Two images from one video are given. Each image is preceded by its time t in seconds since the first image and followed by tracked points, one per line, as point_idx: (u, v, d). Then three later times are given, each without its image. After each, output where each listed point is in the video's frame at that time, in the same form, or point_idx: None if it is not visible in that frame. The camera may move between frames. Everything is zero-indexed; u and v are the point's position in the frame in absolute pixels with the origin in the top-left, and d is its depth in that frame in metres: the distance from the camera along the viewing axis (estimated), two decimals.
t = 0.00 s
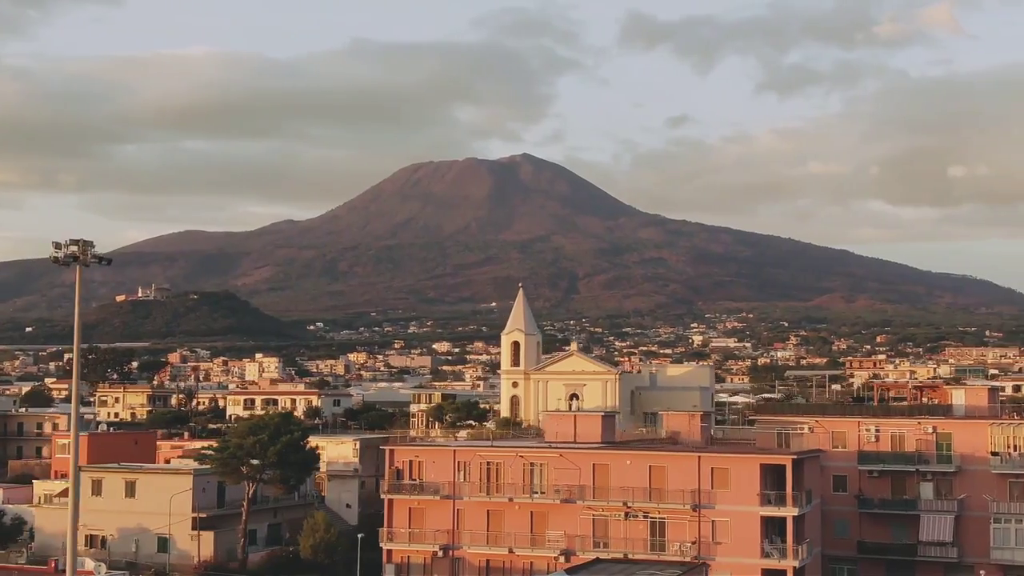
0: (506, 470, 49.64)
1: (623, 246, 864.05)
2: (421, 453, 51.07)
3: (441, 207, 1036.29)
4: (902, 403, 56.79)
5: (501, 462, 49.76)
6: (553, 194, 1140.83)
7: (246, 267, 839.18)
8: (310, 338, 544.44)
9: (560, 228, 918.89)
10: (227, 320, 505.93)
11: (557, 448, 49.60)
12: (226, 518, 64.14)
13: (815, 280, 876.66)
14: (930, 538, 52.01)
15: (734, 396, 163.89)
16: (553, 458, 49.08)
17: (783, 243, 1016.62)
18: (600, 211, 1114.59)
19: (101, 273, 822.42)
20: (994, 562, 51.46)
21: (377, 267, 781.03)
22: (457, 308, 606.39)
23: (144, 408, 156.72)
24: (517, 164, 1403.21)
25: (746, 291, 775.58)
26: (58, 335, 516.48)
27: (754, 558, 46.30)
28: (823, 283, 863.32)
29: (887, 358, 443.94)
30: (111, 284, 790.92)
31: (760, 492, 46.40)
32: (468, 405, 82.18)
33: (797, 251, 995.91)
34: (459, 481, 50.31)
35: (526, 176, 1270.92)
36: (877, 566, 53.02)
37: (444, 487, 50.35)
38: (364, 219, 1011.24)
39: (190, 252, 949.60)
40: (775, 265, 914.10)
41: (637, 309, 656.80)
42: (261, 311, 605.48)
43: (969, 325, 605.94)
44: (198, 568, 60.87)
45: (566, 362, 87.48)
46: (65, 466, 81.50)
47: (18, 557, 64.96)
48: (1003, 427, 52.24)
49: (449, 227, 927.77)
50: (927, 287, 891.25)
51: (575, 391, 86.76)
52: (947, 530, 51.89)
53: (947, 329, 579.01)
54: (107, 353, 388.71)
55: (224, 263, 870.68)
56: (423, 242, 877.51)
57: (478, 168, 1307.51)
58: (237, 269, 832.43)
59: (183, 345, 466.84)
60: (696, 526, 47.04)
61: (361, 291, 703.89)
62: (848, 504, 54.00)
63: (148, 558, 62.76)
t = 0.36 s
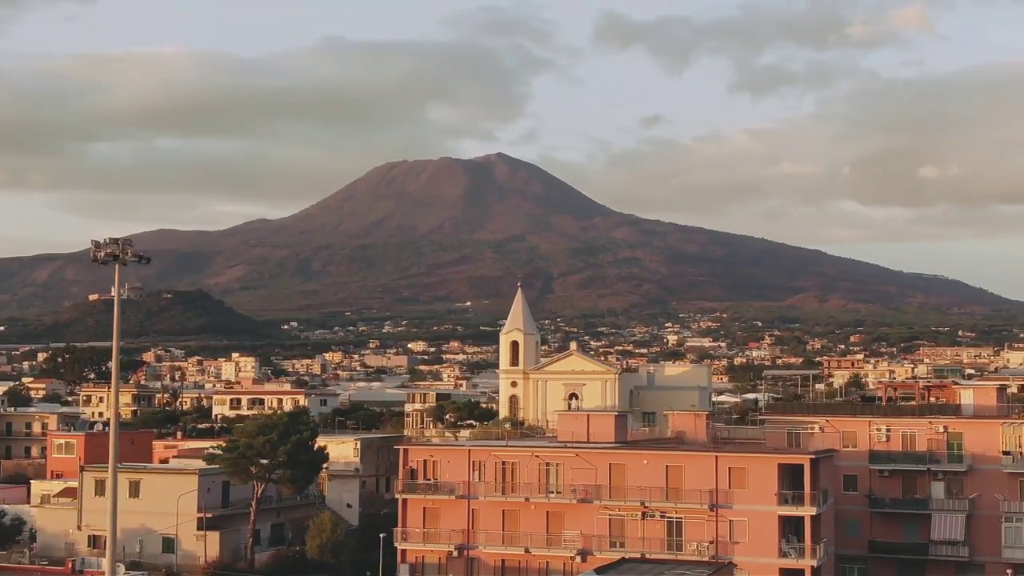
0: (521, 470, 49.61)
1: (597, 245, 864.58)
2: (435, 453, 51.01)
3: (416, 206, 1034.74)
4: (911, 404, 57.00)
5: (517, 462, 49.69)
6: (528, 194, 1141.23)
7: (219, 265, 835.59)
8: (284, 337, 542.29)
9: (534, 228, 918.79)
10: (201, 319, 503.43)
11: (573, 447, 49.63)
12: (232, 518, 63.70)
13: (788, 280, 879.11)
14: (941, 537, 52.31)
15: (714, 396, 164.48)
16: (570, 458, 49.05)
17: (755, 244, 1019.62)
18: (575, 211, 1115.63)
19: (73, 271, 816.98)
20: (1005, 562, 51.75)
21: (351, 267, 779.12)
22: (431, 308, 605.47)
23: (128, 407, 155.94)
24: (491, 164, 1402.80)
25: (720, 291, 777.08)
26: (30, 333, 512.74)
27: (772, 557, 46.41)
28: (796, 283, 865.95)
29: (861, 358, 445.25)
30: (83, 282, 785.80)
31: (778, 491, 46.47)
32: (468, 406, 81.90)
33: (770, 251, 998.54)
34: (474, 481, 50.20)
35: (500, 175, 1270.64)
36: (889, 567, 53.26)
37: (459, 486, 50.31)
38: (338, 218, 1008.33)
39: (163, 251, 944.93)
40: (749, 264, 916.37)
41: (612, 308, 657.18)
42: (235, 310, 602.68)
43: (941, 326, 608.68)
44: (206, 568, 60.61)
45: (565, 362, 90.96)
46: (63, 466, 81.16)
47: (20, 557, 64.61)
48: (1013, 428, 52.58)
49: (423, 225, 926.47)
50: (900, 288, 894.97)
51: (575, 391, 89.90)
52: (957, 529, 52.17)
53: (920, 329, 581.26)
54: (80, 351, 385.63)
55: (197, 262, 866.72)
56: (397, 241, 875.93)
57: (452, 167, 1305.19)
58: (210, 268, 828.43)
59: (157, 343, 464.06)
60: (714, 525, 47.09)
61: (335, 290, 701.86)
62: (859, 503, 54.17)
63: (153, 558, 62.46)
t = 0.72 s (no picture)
0: (539, 470, 49.54)
1: (569, 245, 864.62)
2: (452, 452, 50.92)
3: (388, 205, 1032.36)
4: (920, 403, 57.26)
5: (534, 462, 49.65)
6: (500, 193, 1140.61)
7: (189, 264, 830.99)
8: (256, 337, 539.52)
9: (506, 227, 917.99)
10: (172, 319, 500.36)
11: (591, 446, 49.57)
12: (239, 518, 63.55)
13: (759, 280, 881.38)
14: (955, 536, 52.58)
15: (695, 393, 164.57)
16: (589, 456, 49.01)
17: (726, 244, 1021.65)
18: (547, 210, 1115.62)
19: (42, 270, 811.14)
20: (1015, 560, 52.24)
21: (322, 266, 776.50)
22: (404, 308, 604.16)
23: (112, 407, 154.97)
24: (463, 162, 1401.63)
25: (691, 291, 778.30)
26: None
27: (793, 556, 46.44)
28: (767, 282, 868.21)
29: (833, 357, 445.96)
30: (53, 282, 780.34)
31: (798, 491, 46.58)
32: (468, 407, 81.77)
33: (742, 250, 1000.66)
34: (491, 480, 50.16)
35: (472, 174, 1269.28)
36: (901, 566, 53.44)
37: (476, 486, 50.22)
38: (310, 217, 1004.76)
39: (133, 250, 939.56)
40: (720, 264, 918.14)
41: (584, 308, 657.05)
42: (206, 310, 599.28)
43: (911, 325, 611.43)
44: (215, 568, 60.38)
45: (564, 362, 93.85)
46: (59, 466, 80.69)
47: (23, 558, 64.21)
48: None
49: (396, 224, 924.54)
50: (869, 287, 898.78)
51: (575, 391, 93.03)
52: (971, 527, 52.47)
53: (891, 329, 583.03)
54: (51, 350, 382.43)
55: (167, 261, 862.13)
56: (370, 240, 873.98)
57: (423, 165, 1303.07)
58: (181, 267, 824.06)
59: (129, 343, 461.01)
60: (735, 525, 47.06)
61: (306, 290, 699.39)
62: (872, 502, 54.35)
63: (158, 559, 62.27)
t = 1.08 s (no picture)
0: (558, 468, 49.53)
1: (539, 245, 864.81)
2: (468, 452, 50.93)
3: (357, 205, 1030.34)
4: (932, 402, 57.56)
5: (553, 461, 49.65)
6: (469, 193, 1140.39)
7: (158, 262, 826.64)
8: (226, 337, 537.14)
9: (476, 226, 917.82)
10: (142, 319, 497.66)
11: (607, 446, 49.65)
12: (245, 518, 63.20)
13: (728, 280, 883.33)
14: (966, 534, 53.01)
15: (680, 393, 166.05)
16: (607, 456, 49.07)
17: (695, 244, 1024.01)
18: (516, 210, 1115.91)
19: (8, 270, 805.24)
20: None
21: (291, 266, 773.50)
22: (374, 308, 603.01)
23: (93, 407, 154.23)
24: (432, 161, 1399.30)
25: (661, 291, 779.35)
26: None
27: (813, 554, 46.54)
28: (736, 282, 870.36)
29: (802, 356, 447.17)
30: (19, 281, 774.96)
31: (817, 490, 46.71)
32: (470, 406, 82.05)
33: (710, 251, 1003.04)
34: (509, 480, 50.12)
35: (442, 173, 1268.44)
36: (912, 565, 53.67)
37: (494, 486, 50.14)
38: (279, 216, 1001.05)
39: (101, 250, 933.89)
40: (689, 264, 920.17)
41: (554, 309, 657.51)
42: (175, 310, 596.10)
43: (878, 325, 614.02)
44: (224, 568, 60.01)
45: (564, 361, 99.98)
46: (54, 467, 80.27)
47: (27, 559, 63.71)
48: None
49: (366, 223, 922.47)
50: (837, 288, 902.27)
51: (573, 391, 99.27)
52: (985, 525, 52.81)
53: (860, 329, 585.29)
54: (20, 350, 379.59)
55: (136, 260, 857.40)
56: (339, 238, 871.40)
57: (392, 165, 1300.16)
58: (149, 265, 819.74)
59: (97, 343, 458.12)
60: (754, 522, 47.15)
61: (275, 290, 697.03)
62: (884, 501, 54.56)
63: (165, 560, 61.83)
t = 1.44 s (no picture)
0: (573, 468, 49.59)
1: (510, 244, 864.36)
2: (484, 452, 50.89)
3: (329, 203, 1027.24)
4: (939, 402, 57.92)
5: (570, 461, 49.67)
6: (441, 192, 1139.22)
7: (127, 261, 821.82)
8: (197, 337, 534.30)
9: (447, 225, 916.58)
10: (112, 319, 494.37)
11: (623, 445, 49.73)
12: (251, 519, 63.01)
13: (699, 280, 885.26)
14: (977, 532, 53.26)
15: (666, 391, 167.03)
16: (623, 456, 49.16)
17: (666, 244, 1026.08)
18: (487, 209, 1115.45)
19: None
20: None
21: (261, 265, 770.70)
22: (346, 308, 601.31)
23: (77, 407, 153.74)
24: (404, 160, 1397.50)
25: (632, 291, 779.69)
26: None
27: (831, 552, 46.68)
28: (707, 282, 871.97)
29: (774, 356, 448.36)
30: None
31: (836, 489, 46.81)
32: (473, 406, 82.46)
33: (681, 251, 1005.07)
34: (525, 480, 50.15)
35: (413, 173, 1267.11)
36: (923, 564, 54.01)
37: (510, 486, 50.15)
38: (250, 215, 997.46)
39: (70, 250, 928.04)
40: (660, 264, 921.82)
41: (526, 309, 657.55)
42: (146, 310, 592.65)
43: (848, 325, 615.79)
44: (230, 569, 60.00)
45: (563, 361, 106.09)
46: (50, 467, 79.90)
47: (31, 559, 63.26)
48: None
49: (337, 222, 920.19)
50: (807, 287, 905.07)
51: (572, 390, 105.81)
52: (995, 524, 53.11)
53: (831, 329, 586.99)
54: None
55: (105, 260, 852.38)
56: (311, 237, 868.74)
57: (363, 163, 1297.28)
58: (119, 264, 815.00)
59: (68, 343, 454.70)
60: (770, 523, 47.30)
61: (247, 290, 694.46)
62: (895, 500, 54.80)
63: (170, 560, 61.53)
